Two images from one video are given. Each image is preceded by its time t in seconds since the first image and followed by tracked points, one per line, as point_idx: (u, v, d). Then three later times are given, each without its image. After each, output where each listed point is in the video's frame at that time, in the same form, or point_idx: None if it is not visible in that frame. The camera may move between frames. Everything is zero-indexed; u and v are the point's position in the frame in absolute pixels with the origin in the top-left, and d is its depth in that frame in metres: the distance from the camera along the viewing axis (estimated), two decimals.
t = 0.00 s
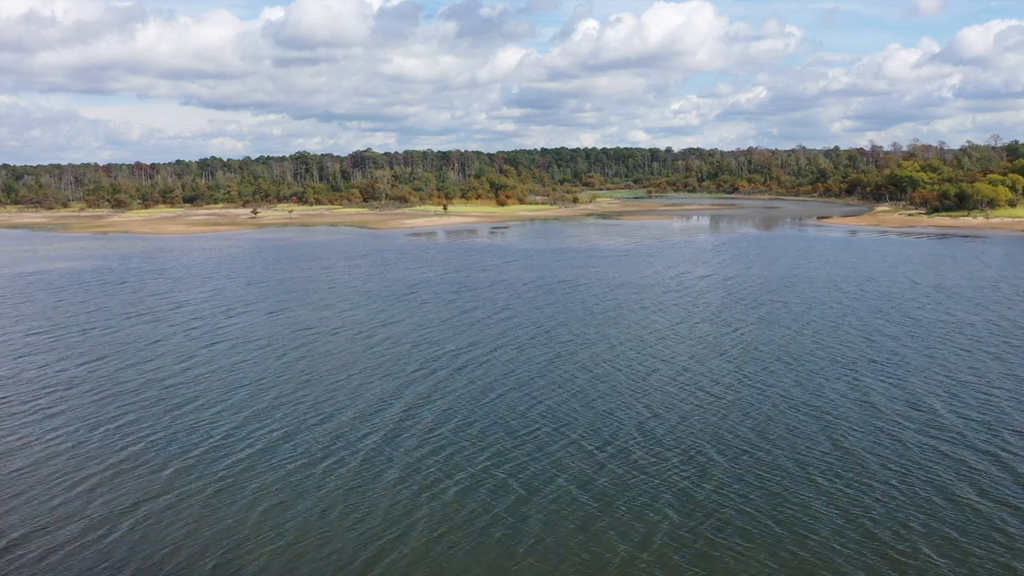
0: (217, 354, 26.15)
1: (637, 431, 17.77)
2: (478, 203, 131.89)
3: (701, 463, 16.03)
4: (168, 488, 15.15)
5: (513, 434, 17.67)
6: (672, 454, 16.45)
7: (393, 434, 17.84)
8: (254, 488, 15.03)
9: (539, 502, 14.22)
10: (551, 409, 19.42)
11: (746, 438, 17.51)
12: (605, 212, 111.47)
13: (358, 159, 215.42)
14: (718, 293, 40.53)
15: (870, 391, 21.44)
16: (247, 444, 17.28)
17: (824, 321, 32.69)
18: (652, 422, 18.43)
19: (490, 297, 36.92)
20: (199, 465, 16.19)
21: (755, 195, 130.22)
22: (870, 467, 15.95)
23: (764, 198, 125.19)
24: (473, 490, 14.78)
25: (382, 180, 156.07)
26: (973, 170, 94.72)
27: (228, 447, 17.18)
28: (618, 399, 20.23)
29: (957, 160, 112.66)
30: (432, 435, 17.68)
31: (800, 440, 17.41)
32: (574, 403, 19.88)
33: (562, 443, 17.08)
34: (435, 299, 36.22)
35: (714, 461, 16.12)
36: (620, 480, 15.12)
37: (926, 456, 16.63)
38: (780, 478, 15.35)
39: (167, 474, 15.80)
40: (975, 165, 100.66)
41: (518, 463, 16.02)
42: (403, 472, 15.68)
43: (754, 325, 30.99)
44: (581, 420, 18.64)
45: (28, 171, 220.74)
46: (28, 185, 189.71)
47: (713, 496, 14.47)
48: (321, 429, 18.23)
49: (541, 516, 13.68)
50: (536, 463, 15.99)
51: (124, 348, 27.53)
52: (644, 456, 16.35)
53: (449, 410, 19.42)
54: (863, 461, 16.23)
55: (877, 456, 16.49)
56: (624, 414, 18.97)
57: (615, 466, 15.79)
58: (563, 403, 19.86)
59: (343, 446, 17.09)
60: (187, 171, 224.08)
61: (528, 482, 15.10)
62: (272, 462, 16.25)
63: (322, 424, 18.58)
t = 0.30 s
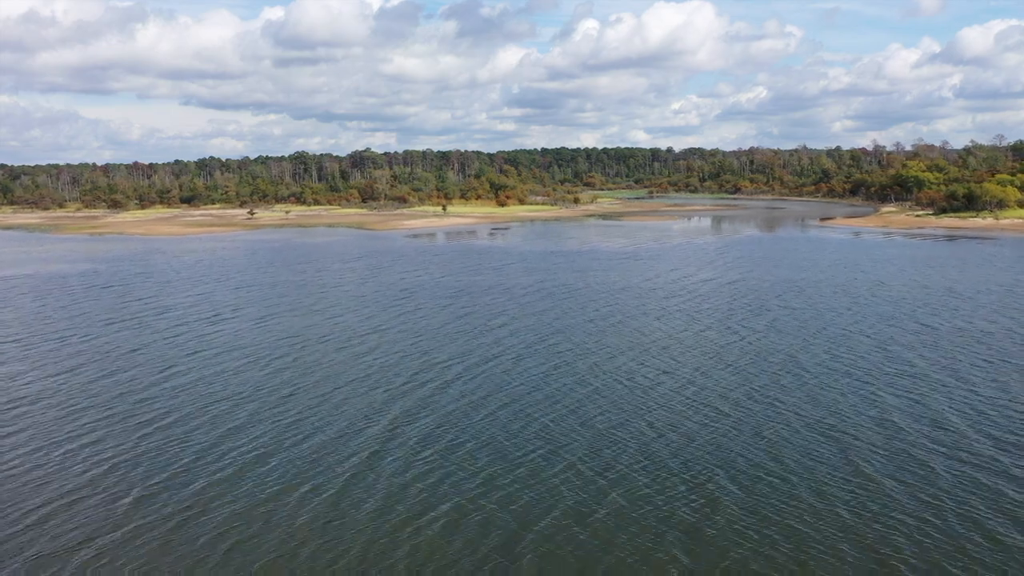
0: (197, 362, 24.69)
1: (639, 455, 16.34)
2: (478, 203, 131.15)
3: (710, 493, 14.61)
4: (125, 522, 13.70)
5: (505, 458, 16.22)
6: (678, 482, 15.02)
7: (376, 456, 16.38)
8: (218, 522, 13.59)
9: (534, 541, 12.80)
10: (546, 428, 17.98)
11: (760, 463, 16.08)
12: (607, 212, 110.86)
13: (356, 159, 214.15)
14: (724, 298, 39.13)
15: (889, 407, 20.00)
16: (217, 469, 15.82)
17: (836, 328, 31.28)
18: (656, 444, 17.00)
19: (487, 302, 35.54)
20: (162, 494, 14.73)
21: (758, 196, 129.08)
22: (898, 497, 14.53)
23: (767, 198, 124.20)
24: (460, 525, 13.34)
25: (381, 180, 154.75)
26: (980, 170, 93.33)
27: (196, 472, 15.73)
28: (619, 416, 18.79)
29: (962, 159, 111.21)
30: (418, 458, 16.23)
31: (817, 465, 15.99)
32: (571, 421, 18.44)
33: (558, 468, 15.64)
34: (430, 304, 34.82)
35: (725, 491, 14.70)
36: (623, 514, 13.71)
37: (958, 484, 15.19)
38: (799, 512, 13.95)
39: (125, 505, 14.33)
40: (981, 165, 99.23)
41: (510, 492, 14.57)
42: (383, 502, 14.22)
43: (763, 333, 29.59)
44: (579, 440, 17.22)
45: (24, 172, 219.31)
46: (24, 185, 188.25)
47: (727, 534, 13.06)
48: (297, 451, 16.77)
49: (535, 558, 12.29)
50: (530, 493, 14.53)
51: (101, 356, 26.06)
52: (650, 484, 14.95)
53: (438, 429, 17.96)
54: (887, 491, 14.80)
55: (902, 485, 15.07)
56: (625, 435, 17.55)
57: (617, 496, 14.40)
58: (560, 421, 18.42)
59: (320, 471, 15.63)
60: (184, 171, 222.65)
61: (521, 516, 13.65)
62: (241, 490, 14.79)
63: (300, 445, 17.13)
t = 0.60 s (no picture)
0: (176, 373, 23.32)
1: (642, 482, 15.01)
2: (478, 203, 130.33)
3: (721, 529, 13.28)
4: (75, 561, 12.39)
5: (496, 485, 14.90)
6: (686, 515, 13.71)
7: (356, 482, 15.07)
8: (177, 561, 12.26)
9: None
10: (542, 450, 16.64)
11: (774, 491, 14.75)
12: (608, 212, 110.29)
13: (356, 159, 212.96)
14: (729, 303, 37.84)
15: (911, 427, 18.65)
16: (183, 496, 14.48)
17: (848, 335, 29.97)
18: (660, 469, 15.68)
19: (484, 307, 34.25)
20: (120, 527, 13.39)
21: (761, 195, 128.25)
22: (929, 534, 13.19)
23: (770, 198, 123.25)
24: (446, 565, 12.02)
25: (382, 180, 153.89)
26: (986, 170, 91.99)
27: (160, 500, 14.38)
28: (621, 436, 17.44)
29: (968, 159, 109.83)
30: (402, 484, 14.89)
31: (838, 495, 14.65)
32: (569, 441, 17.09)
33: (553, 498, 14.30)
34: (425, 308, 33.55)
35: (737, 526, 13.38)
36: (625, 553, 12.41)
37: (994, 518, 13.84)
38: (820, 551, 12.62)
39: (78, 541, 12.99)
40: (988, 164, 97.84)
41: (501, 527, 13.23)
42: (360, 538, 12.88)
43: (772, 341, 28.28)
44: (578, 464, 15.90)
45: (22, 171, 217.93)
46: (21, 185, 186.86)
47: None
48: (272, 475, 15.45)
49: None
50: (522, 528, 13.19)
51: (75, 365, 24.69)
52: (655, 517, 13.62)
53: (425, 450, 16.62)
54: (915, 526, 13.48)
55: (931, 518, 13.74)
56: (628, 457, 16.23)
57: (619, 532, 13.08)
58: (556, 442, 17.08)
59: (294, 499, 14.29)
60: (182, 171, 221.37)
61: (511, 556, 12.33)
62: (206, 523, 13.44)
63: (276, 468, 15.81)
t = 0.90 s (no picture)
0: (153, 384, 22.00)
1: (647, 515, 13.70)
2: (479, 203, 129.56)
3: (735, 573, 11.97)
4: None
5: (487, 517, 13.61)
6: (696, 556, 12.40)
7: (334, 512, 13.78)
8: None
9: None
10: (536, 476, 15.30)
11: (794, 527, 13.42)
12: (609, 212, 109.63)
13: (355, 158, 211.68)
14: (735, 308, 36.53)
15: (938, 449, 17.30)
16: (141, 531, 13.13)
17: (861, 344, 28.64)
18: (668, 499, 14.37)
19: (481, 312, 32.93)
20: (66, 570, 12.03)
21: (764, 195, 127.39)
22: None
23: (773, 198, 122.28)
24: None
25: (382, 180, 152.74)
26: (993, 170, 90.64)
27: (116, 536, 13.02)
28: (624, 460, 16.11)
29: (974, 159, 108.45)
30: (383, 517, 13.55)
31: (864, 531, 13.32)
32: (566, 466, 15.76)
33: (549, 534, 12.99)
34: (419, 314, 32.27)
35: (753, 568, 12.08)
36: None
37: None
38: None
39: None
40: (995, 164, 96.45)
41: (491, 568, 11.95)
42: None
43: (781, 351, 26.97)
44: (578, 492, 14.59)
45: (19, 171, 216.62)
46: (17, 185, 185.47)
47: None
48: (243, 503, 14.17)
49: None
50: (514, 572, 11.84)
51: (46, 375, 23.30)
52: (663, 558, 12.31)
53: (409, 476, 15.28)
54: (951, 570, 12.17)
55: (967, 560, 12.45)
56: (633, 485, 14.91)
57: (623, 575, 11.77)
58: (552, 466, 15.74)
59: (262, 536, 12.94)
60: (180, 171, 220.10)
61: None
62: (162, 564, 12.10)
63: (248, 495, 14.52)
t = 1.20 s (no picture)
0: (125, 397, 20.63)
1: (652, 554, 12.35)
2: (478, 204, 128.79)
3: None
4: None
5: (476, 556, 12.25)
6: None
7: (306, 549, 12.43)
8: None
9: None
10: (531, 506, 13.94)
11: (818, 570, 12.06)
12: (608, 211, 108.98)
13: (354, 158, 210.45)
14: (742, 314, 35.17)
15: (968, 476, 15.93)
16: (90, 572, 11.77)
17: (875, 353, 27.26)
18: (676, 535, 13.00)
19: (477, 318, 31.56)
20: None
21: (767, 195, 126.61)
22: None
23: (776, 198, 121.38)
24: None
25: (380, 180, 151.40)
26: (999, 170, 89.34)
27: None
28: (627, 488, 14.75)
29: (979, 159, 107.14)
30: (361, 555, 12.19)
31: None
32: (564, 494, 14.40)
33: None
34: (412, 320, 30.90)
35: None
36: None
37: None
38: None
39: None
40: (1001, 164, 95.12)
41: None
42: None
43: (791, 362, 25.58)
44: (577, 526, 13.21)
45: (15, 171, 215.23)
46: (13, 185, 184.06)
47: None
48: (207, 538, 12.82)
49: None
50: None
51: (13, 387, 21.91)
52: None
53: (391, 505, 13.90)
54: None
55: None
56: (638, 518, 13.55)
57: None
58: (548, 495, 14.39)
59: None
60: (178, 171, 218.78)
61: None
62: None
63: (214, 527, 13.16)
